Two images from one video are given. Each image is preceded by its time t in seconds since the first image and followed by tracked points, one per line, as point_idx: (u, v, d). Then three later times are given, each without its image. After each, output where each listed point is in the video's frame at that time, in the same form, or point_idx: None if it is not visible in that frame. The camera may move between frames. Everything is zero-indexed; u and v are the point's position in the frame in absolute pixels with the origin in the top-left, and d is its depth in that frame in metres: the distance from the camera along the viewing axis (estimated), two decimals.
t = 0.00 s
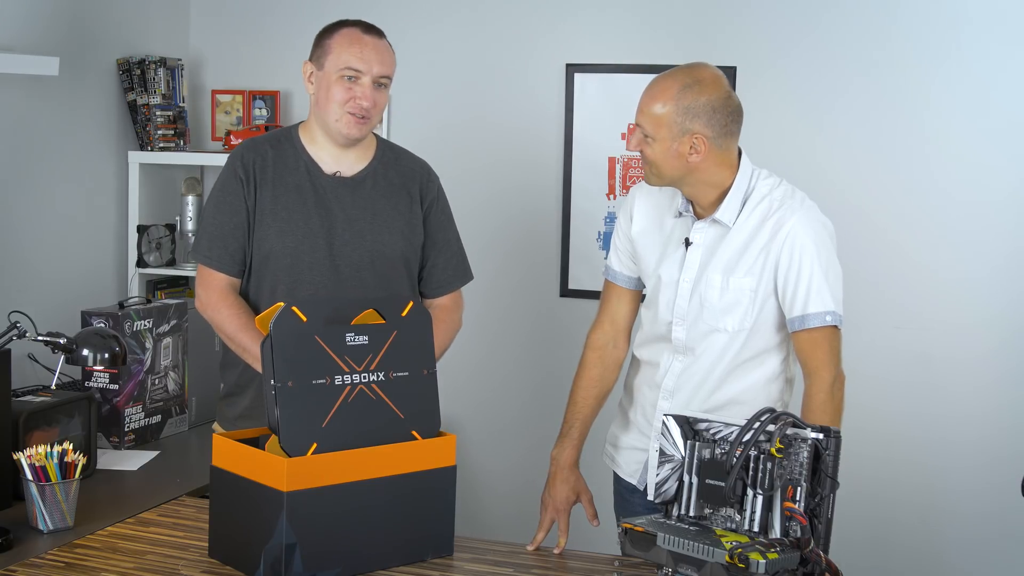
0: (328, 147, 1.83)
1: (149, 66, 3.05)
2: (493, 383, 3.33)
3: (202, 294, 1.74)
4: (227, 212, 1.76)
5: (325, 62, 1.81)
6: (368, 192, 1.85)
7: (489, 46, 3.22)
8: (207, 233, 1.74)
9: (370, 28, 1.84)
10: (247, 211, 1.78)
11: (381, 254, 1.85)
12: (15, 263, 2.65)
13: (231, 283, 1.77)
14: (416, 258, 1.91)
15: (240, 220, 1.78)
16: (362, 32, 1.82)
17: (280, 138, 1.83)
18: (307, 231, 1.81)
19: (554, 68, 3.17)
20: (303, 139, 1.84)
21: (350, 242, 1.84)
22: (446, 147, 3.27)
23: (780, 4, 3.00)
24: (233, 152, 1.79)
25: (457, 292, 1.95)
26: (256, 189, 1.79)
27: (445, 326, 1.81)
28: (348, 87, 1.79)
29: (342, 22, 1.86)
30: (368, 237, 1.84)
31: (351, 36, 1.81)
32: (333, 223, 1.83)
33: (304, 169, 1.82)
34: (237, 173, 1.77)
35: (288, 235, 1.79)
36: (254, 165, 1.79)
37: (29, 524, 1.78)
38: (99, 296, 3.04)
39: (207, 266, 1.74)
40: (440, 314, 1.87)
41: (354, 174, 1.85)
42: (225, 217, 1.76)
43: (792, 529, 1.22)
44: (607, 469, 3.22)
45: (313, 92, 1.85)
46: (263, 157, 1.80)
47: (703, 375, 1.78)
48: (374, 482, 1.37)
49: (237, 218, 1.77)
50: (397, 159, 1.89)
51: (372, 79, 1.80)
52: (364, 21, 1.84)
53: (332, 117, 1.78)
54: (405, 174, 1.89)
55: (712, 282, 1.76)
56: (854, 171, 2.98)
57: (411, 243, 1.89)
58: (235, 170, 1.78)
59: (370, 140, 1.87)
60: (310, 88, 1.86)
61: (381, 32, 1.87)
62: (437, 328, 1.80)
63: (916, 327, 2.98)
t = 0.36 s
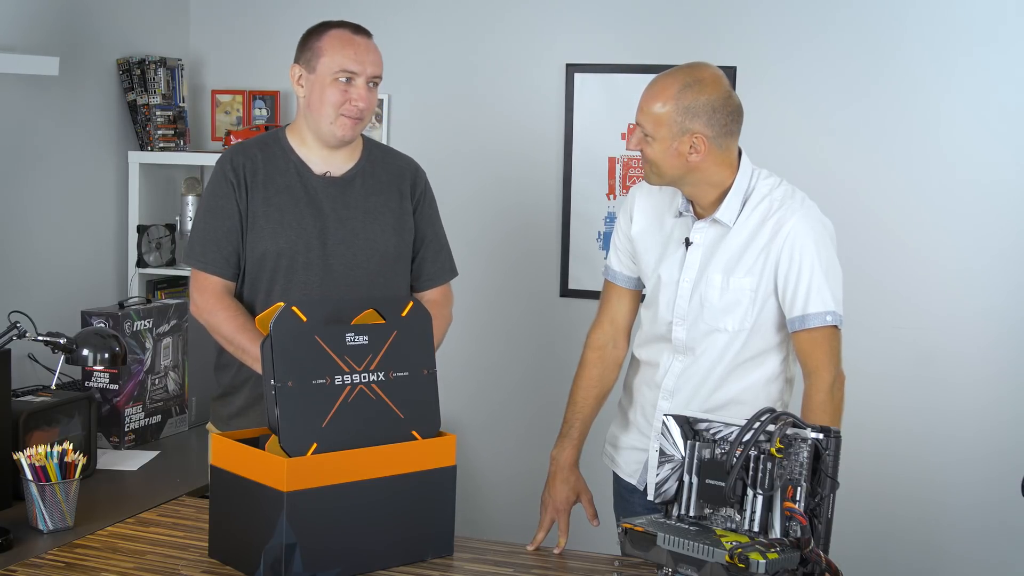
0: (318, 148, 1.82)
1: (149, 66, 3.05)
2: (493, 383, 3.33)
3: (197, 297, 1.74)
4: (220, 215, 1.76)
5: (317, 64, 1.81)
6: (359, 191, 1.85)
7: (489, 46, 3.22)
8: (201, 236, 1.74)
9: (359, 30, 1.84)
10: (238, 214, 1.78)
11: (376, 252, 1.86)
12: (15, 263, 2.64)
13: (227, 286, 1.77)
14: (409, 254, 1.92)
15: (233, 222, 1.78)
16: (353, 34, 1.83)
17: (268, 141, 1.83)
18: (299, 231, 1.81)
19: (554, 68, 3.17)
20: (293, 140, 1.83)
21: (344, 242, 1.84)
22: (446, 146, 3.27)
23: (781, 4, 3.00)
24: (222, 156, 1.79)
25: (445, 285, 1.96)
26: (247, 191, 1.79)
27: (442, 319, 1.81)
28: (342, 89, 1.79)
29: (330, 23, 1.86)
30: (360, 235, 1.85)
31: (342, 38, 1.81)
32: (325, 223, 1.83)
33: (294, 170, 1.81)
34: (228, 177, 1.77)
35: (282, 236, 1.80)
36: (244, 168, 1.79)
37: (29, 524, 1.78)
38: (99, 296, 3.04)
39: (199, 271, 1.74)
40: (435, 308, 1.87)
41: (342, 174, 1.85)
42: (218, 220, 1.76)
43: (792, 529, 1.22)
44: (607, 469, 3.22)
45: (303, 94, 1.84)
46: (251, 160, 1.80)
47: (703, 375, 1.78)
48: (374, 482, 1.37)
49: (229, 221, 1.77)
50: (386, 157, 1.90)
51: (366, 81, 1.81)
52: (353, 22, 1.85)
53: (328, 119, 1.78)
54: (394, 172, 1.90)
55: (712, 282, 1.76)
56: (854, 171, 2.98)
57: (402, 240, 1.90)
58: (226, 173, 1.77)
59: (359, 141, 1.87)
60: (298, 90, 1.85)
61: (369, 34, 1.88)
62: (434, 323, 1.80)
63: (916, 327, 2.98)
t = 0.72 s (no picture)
0: (315, 151, 1.83)
1: (149, 67, 3.05)
2: (493, 383, 3.33)
3: (197, 299, 1.74)
4: (220, 216, 1.76)
5: (314, 74, 1.79)
6: (356, 190, 1.85)
7: (489, 46, 3.22)
8: (200, 237, 1.74)
9: (354, 36, 1.82)
10: (237, 214, 1.78)
11: (375, 252, 1.86)
12: (15, 263, 2.64)
13: (226, 287, 1.77)
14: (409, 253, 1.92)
15: (233, 224, 1.77)
16: (349, 42, 1.81)
17: (266, 142, 1.83)
18: (298, 231, 1.81)
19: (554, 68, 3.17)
20: (290, 143, 1.83)
21: (343, 242, 1.84)
22: (446, 146, 3.27)
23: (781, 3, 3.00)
24: (218, 158, 1.79)
25: (444, 278, 1.95)
26: (245, 192, 1.79)
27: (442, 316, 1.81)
28: (341, 100, 1.78)
29: (325, 27, 1.83)
30: (359, 234, 1.85)
31: (338, 48, 1.79)
32: (324, 222, 1.83)
33: (291, 171, 1.81)
34: (225, 178, 1.77)
35: (281, 236, 1.80)
36: (242, 170, 1.79)
37: (29, 524, 1.78)
38: (99, 296, 3.04)
39: (199, 271, 1.74)
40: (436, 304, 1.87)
41: (340, 173, 1.85)
42: (217, 221, 1.76)
43: (792, 529, 1.22)
44: (607, 469, 3.22)
45: (299, 101, 1.82)
46: (248, 161, 1.80)
47: (702, 375, 1.78)
48: (373, 481, 1.37)
49: (227, 222, 1.77)
50: (383, 156, 1.90)
51: (364, 91, 1.80)
52: (347, 28, 1.82)
53: (328, 131, 1.77)
54: (391, 170, 1.89)
55: (711, 282, 1.76)
56: (854, 171, 2.98)
57: (401, 239, 1.89)
58: (224, 174, 1.77)
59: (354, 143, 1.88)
60: (294, 97, 1.83)
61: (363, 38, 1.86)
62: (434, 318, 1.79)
63: (916, 327, 2.98)
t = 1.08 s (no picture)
0: (313, 152, 1.83)
1: (149, 66, 3.05)
2: (493, 383, 3.33)
3: (198, 298, 1.73)
4: (221, 217, 1.76)
5: (305, 74, 1.79)
6: (356, 190, 1.85)
7: (489, 46, 3.22)
8: (201, 237, 1.74)
9: (346, 34, 1.80)
10: (238, 215, 1.78)
11: (375, 252, 1.86)
12: (15, 263, 2.64)
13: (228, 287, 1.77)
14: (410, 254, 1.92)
15: (234, 224, 1.77)
16: (339, 40, 1.79)
17: (266, 142, 1.83)
18: (298, 231, 1.81)
19: (554, 68, 3.17)
20: (289, 143, 1.84)
21: (344, 243, 1.84)
22: (446, 147, 3.27)
23: (781, 4, 3.00)
24: (218, 157, 1.79)
25: (447, 278, 1.94)
26: (247, 192, 1.79)
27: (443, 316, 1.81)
28: (330, 100, 1.77)
29: (318, 27, 1.82)
30: (360, 235, 1.85)
31: (327, 47, 1.78)
32: (324, 222, 1.83)
33: (291, 171, 1.82)
34: (225, 177, 1.77)
35: (282, 237, 1.80)
36: (243, 170, 1.79)
37: (29, 524, 1.78)
38: (99, 296, 3.04)
39: (201, 271, 1.74)
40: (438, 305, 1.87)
41: (340, 173, 1.85)
42: (219, 221, 1.76)
43: (792, 529, 1.22)
44: (607, 469, 3.22)
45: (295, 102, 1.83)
46: (250, 161, 1.80)
47: (702, 375, 1.78)
48: (373, 481, 1.37)
49: (227, 222, 1.76)
50: (383, 156, 1.90)
51: (353, 89, 1.78)
52: (339, 26, 1.81)
53: (318, 131, 1.77)
54: (392, 170, 1.90)
55: (711, 282, 1.76)
56: (854, 171, 2.98)
57: (402, 239, 1.89)
58: (226, 174, 1.77)
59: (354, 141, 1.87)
60: (291, 97, 1.84)
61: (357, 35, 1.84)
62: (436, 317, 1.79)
63: (916, 327, 2.98)
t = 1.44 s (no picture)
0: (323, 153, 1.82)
1: (149, 67, 3.05)
2: (493, 383, 3.33)
3: (201, 298, 1.74)
4: (227, 217, 1.76)
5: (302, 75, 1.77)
6: (368, 192, 1.84)
7: (489, 46, 3.22)
8: (207, 238, 1.74)
9: (342, 33, 1.75)
10: (246, 216, 1.78)
11: (382, 256, 1.85)
12: (15, 263, 2.64)
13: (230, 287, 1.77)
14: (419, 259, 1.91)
15: (240, 225, 1.77)
16: (333, 40, 1.74)
17: (278, 142, 1.82)
18: (306, 233, 1.80)
19: (554, 68, 3.17)
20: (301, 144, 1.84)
21: (352, 245, 1.83)
22: (446, 147, 3.27)
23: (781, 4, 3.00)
24: (230, 158, 1.78)
25: (455, 289, 1.95)
26: (255, 193, 1.79)
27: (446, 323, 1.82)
28: (323, 101, 1.74)
29: (320, 26, 1.78)
30: (368, 238, 1.84)
31: (319, 49, 1.74)
32: (333, 225, 1.83)
33: (302, 172, 1.81)
34: (235, 179, 1.76)
35: (289, 239, 1.79)
36: (252, 170, 1.78)
37: (29, 524, 1.78)
38: (98, 296, 3.04)
39: (206, 272, 1.74)
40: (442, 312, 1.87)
41: (352, 176, 1.84)
42: (225, 222, 1.76)
43: (792, 529, 1.22)
44: (607, 469, 3.22)
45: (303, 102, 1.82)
46: (260, 162, 1.79)
47: (704, 375, 1.78)
48: (373, 482, 1.37)
49: (233, 223, 1.76)
50: (397, 158, 1.88)
51: (343, 90, 1.73)
52: (336, 25, 1.76)
53: (315, 132, 1.75)
54: (405, 174, 1.88)
55: (712, 282, 1.76)
56: (854, 171, 2.98)
57: (411, 244, 1.88)
58: (235, 174, 1.77)
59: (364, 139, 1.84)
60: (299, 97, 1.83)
61: (358, 32, 1.78)
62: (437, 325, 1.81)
63: (916, 327, 2.98)
